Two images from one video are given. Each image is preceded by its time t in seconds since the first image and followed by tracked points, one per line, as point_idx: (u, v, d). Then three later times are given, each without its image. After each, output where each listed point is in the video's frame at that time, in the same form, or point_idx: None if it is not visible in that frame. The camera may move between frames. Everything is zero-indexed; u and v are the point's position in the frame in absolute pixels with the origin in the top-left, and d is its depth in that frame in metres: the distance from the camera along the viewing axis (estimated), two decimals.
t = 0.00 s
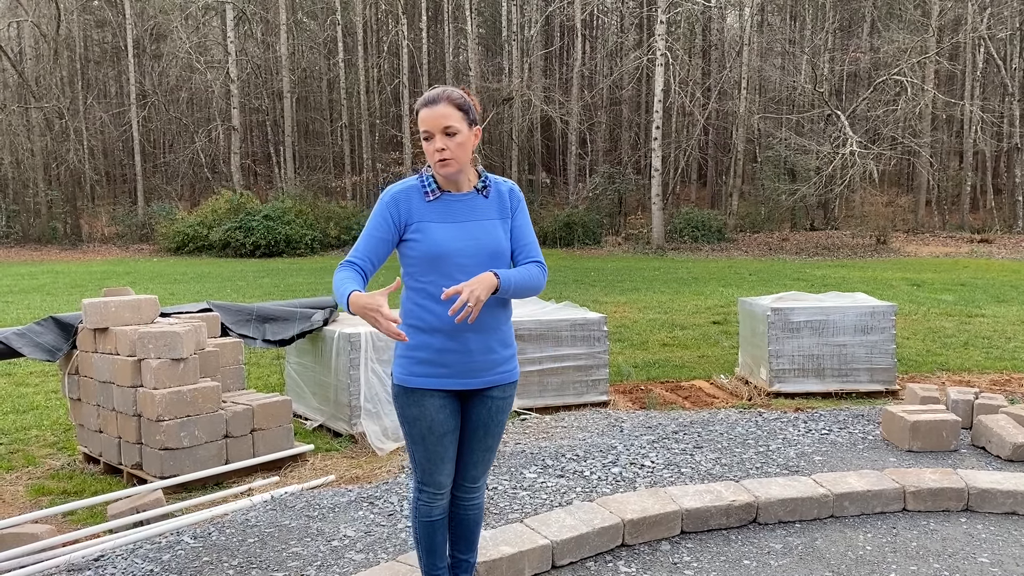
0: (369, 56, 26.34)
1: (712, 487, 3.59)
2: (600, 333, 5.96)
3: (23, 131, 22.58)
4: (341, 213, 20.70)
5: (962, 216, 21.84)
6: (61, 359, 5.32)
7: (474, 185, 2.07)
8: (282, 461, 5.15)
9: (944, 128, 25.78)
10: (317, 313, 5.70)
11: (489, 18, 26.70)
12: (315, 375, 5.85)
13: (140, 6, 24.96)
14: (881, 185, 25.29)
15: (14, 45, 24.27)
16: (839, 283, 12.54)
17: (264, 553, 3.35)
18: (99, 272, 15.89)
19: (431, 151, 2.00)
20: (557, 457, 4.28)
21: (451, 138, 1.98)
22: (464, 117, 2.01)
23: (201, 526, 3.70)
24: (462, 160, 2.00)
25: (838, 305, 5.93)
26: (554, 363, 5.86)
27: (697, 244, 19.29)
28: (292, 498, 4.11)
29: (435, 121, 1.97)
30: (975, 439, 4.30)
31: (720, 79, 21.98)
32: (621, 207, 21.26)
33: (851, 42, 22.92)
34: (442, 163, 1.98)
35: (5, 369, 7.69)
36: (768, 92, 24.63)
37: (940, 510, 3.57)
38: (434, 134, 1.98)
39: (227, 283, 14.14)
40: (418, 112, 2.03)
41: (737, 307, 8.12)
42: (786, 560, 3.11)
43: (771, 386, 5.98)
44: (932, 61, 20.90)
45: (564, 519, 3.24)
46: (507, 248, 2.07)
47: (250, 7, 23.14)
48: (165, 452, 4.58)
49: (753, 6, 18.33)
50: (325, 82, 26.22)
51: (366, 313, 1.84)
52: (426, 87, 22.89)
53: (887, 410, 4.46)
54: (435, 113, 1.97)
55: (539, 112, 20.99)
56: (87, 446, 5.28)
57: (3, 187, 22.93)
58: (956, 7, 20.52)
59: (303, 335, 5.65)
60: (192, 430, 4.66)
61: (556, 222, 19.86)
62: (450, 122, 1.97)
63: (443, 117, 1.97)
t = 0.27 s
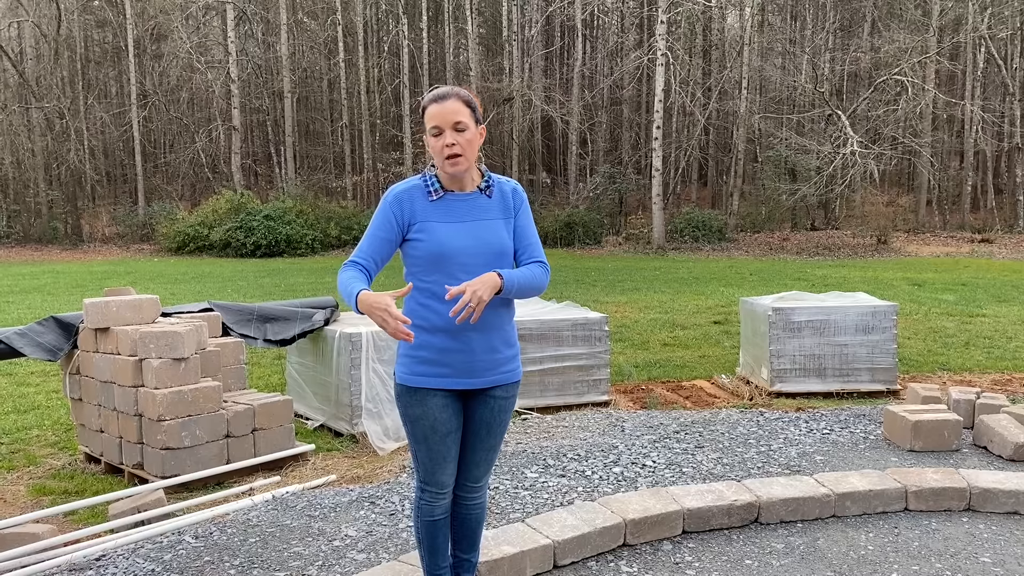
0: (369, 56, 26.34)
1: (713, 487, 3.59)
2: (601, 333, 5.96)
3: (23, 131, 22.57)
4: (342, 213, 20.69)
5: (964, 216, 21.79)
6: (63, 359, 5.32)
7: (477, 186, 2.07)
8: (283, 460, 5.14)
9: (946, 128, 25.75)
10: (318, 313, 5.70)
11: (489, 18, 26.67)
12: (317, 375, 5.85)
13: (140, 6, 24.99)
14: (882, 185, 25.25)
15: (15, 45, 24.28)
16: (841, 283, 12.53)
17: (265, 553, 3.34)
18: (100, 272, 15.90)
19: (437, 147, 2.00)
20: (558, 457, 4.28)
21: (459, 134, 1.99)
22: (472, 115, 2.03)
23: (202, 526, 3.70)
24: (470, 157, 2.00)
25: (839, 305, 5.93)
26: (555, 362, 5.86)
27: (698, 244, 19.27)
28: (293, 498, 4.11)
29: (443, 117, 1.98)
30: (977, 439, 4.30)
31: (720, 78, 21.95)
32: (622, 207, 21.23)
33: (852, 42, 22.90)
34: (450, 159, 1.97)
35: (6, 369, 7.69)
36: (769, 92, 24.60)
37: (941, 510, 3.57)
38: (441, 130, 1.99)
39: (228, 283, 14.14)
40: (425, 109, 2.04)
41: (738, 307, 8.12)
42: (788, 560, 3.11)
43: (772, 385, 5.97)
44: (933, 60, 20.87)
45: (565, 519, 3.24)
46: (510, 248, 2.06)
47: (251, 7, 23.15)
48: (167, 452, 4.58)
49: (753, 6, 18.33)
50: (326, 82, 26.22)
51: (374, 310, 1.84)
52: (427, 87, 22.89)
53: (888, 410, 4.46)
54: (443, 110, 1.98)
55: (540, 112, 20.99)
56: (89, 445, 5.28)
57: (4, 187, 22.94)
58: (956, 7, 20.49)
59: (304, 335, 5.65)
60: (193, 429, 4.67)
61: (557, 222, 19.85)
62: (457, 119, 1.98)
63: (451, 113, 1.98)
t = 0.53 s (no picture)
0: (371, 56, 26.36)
1: (714, 488, 3.59)
2: (602, 333, 5.96)
3: (25, 131, 22.60)
4: (343, 213, 20.70)
5: (965, 216, 21.77)
6: (64, 358, 5.33)
7: (480, 185, 2.07)
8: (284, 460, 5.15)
9: (947, 128, 25.74)
10: (319, 313, 5.71)
11: (490, 18, 26.64)
12: (318, 375, 5.85)
13: (142, 6, 25.02)
14: (883, 185, 25.25)
15: (17, 45, 24.32)
16: (842, 283, 12.53)
17: (266, 553, 3.35)
18: (101, 272, 15.91)
19: (442, 142, 2.00)
20: (559, 457, 4.28)
21: (466, 130, 1.99)
22: (478, 114, 2.04)
23: (203, 526, 3.70)
24: (476, 153, 2.00)
25: (840, 305, 5.93)
26: (556, 362, 5.86)
27: (699, 244, 19.27)
28: (293, 498, 4.11)
29: (450, 113, 1.98)
30: (978, 439, 4.30)
31: (722, 79, 21.92)
32: (623, 207, 21.23)
33: (854, 42, 22.89)
34: (455, 154, 1.97)
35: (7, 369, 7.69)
36: (770, 92, 24.59)
37: (942, 510, 3.57)
38: (447, 126, 1.99)
39: (229, 283, 14.15)
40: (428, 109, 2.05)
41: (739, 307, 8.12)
42: (789, 560, 3.11)
43: (773, 386, 5.97)
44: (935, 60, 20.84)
45: (566, 519, 3.24)
46: (511, 248, 2.07)
47: (252, 8, 23.18)
48: (168, 452, 4.59)
49: (755, 6, 18.34)
50: (328, 82, 26.24)
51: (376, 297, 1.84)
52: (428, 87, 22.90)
53: (890, 410, 4.45)
54: (452, 106, 1.99)
55: (541, 112, 21.01)
56: (90, 445, 5.29)
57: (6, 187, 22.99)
58: (958, 7, 20.47)
59: (304, 335, 5.65)
60: (194, 430, 4.67)
61: (558, 222, 19.85)
62: (463, 115, 1.99)
63: (457, 110, 1.99)
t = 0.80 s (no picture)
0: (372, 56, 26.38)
1: (714, 488, 3.59)
2: (603, 333, 5.96)
3: (26, 131, 22.61)
4: (344, 213, 20.70)
5: (967, 216, 21.75)
6: (65, 358, 5.33)
7: (479, 186, 2.07)
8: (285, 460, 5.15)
9: (949, 128, 25.73)
10: (320, 313, 5.71)
11: (491, 18, 26.59)
12: (318, 375, 5.86)
13: (143, 6, 25.05)
14: (884, 185, 25.23)
15: (17, 45, 24.34)
16: (843, 283, 12.53)
17: (266, 553, 3.35)
18: (102, 272, 15.92)
19: (442, 142, 1.99)
20: (559, 457, 4.27)
21: (467, 128, 1.98)
22: (479, 113, 2.04)
23: (203, 526, 3.71)
24: (477, 153, 2.00)
25: (841, 305, 5.92)
26: (556, 362, 5.86)
27: (700, 244, 19.25)
28: (294, 498, 4.11)
29: (451, 111, 1.98)
30: (978, 439, 4.29)
31: (723, 78, 21.88)
32: (624, 207, 21.21)
33: (855, 41, 22.87)
34: (456, 154, 1.96)
35: (9, 369, 7.71)
36: (771, 92, 24.57)
37: (942, 510, 3.57)
38: (448, 124, 1.98)
39: (230, 283, 14.16)
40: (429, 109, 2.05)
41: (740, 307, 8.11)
42: (788, 560, 3.11)
43: (774, 386, 5.96)
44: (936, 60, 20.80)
45: (565, 519, 3.24)
46: (510, 248, 2.07)
47: (253, 8, 23.19)
48: (168, 452, 4.59)
49: (756, 5, 18.34)
50: (329, 82, 26.26)
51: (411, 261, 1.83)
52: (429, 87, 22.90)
53: (890, 410, 4.45)
54: (452, 104, 1.98)
55: (542, 112, 21.01)
56: (90, 445, 5.29)
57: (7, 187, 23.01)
58: (960, 7, 20.44)
59: (305, 334, 5.66)
60: (195, 429, 4.68)
61: (559, 222, 19.85)
62: (464, 114, 1.98)
63: (458, 108, 1.99)
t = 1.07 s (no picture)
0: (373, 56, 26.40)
1: (714, 488, 3.59)
2: (603, 333, 5.96)
3: (27, 132, 22.64)
4: (345, 213, 20.70)
5: (967, 216, 21.74)
6: (65, 358, 5.33)
7: (479, 186, 2.07)
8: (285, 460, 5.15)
9: (949, 128, 25.73)
10: (320, 313, 5.72)
11: (492, 18, 26.56)
12: (318, 375, 5.85)
13: (144, 6, 25.07)
14: (885, 185, 25.23)
15: (18, 45, 24.36)
16: (844, 283, 12.54)
17: (266, 553, 3.35)
18: (103, 272, 15.92)
19: (443, 147, 2.00)
20: (559, 457, 4.28)
21: (467, 137, 1.98)
22: (480, 116, 2.02)
23: (203, 526, 3.71)
24: (476, 159, 2.01)
25: (841, 305, 5.93)
26: (557, 362, 5.87)
27: (701, 244, 19.26)
28: (293, 497, 4.11)
29: (450, 118, 1.97)
30: (978, 439, 4.29)
31: (723, 78, 21.87)
32: (624, 207, 21.19)
33: (856, 41, 22.86)
34: (455, 161, 1.98)
35: (9, 369, 7.72)
36: (772, 92, 24.57)
37: (943, 510, 3.57)
38: (447, 132, 1.98)
39: (231, 283, 14.17)
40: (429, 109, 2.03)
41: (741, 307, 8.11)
42: (788, 560, 3.11)
43: (774, 386, 5.97)
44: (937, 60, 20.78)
45: (565, 519, 3.24)
46: (510, 247, 2.07)
47: (254, 8, 23.20)
48: (168, 451, 4.60)
49: (757, 6, 18.35)
50: (330, 82, 26.27)
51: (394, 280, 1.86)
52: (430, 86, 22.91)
53: (890, 410, 4.45)
54: (451, 111, 1.97)
55: (543, 112, 21.02)
56: (91, 445, 5.30)
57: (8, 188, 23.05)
58: (961, 7, 20.44)
59: (306, 335, 5.66)
60: (195, 429, 4.68)
61: (559, 222, 19.86)
62: (464, 121, 1.97)
63: (458, 115, 1.97)
